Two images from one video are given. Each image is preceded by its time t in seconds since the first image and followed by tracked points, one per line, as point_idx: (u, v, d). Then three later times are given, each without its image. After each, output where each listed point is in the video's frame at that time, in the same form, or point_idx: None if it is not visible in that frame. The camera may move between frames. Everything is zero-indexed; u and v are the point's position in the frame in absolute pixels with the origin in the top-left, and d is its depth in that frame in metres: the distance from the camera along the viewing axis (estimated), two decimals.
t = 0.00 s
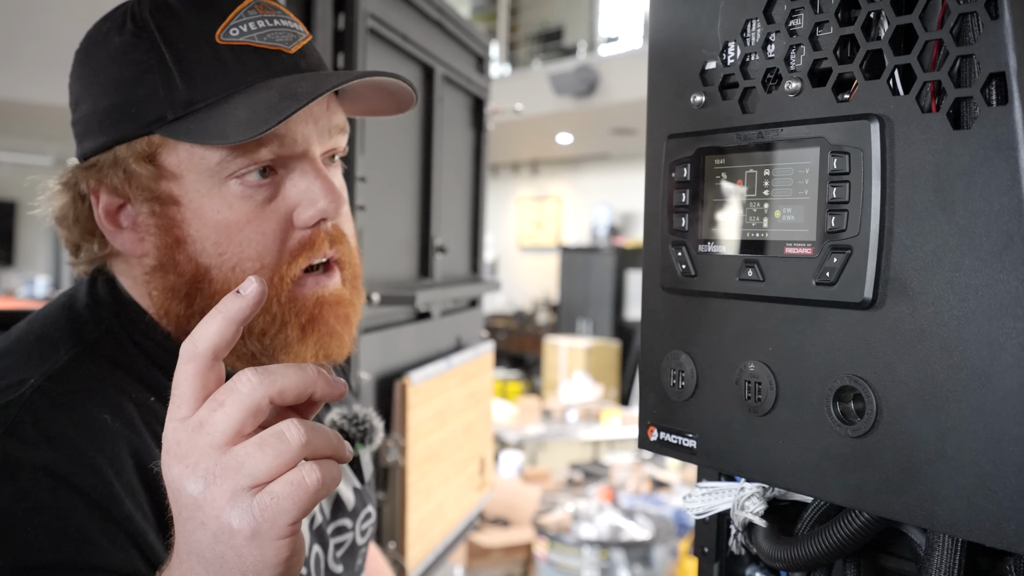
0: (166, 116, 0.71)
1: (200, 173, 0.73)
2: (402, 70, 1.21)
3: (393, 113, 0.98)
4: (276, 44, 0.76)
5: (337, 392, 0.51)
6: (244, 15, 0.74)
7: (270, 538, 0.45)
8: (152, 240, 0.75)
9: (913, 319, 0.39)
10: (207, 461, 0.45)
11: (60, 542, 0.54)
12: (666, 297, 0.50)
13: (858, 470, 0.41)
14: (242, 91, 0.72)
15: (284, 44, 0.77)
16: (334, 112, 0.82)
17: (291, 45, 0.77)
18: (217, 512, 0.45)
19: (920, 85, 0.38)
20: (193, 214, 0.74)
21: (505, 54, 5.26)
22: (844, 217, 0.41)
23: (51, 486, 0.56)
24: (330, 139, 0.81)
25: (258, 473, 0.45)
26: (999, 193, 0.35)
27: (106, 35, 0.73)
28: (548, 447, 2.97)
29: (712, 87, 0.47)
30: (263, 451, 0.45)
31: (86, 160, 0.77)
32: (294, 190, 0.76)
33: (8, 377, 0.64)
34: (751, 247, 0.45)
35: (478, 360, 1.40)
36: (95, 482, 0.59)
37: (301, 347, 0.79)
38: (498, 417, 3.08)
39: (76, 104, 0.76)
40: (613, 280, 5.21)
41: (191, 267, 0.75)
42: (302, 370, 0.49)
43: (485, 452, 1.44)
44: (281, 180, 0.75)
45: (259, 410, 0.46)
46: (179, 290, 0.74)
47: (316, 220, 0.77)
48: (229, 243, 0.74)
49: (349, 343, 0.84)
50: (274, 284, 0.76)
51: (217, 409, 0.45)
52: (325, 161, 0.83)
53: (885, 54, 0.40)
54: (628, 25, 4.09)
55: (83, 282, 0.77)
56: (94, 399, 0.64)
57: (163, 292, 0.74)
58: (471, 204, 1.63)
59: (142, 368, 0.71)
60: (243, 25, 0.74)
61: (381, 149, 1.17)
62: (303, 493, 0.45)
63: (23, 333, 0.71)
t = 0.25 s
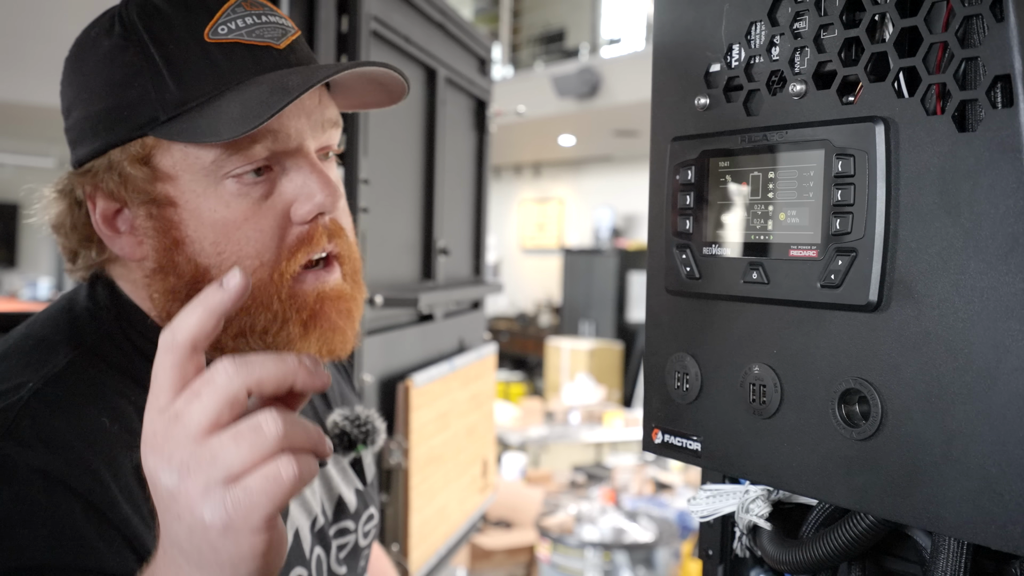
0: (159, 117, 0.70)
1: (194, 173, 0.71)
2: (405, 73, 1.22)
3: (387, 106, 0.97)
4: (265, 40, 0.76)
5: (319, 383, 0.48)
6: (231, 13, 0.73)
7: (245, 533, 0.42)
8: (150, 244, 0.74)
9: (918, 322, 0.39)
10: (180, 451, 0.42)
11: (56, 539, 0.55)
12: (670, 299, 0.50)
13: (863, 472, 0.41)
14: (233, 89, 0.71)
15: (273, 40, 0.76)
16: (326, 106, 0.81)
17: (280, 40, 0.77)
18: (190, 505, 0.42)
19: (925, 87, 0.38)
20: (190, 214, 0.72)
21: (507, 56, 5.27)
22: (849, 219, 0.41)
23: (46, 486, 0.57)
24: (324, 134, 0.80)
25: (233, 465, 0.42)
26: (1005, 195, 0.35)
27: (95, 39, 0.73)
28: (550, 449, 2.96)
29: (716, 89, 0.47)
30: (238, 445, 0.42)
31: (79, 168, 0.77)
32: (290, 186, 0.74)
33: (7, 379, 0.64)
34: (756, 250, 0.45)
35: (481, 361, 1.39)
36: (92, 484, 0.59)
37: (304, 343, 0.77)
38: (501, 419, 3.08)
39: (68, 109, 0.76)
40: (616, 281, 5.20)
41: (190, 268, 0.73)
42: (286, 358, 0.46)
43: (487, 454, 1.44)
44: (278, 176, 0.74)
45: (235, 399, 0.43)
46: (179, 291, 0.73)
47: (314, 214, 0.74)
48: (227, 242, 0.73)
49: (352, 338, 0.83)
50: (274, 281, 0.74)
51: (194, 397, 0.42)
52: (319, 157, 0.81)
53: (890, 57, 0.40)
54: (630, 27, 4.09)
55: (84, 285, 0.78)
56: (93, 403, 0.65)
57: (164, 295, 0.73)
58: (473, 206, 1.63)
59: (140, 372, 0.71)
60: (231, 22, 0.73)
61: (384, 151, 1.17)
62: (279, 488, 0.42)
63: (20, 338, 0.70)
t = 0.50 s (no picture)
0: (158, 117, 0.70)
1: (193, 173, 0.71)
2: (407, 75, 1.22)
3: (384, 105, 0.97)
4: (263, 40, 0.76)
5: (293, 298, 0.50)
6: (228, 13, 0.74)
7: (199, 415, 0.44)
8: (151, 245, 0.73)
9: (922, 324, 0.39)
10: (145, 338, 0.45)
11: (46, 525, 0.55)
12: (674, 301, 0.50)
13: (868, 474, 0.41)
14: (231, 90, 0.71)
15: (270, 40, 0.77)
16: (325, 106, 0.81)
17: (277, 41, 0.77)
18: (148, 388, 0.44)
19: (929, 89, 0.38)
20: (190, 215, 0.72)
21: (509, 58, 5.28)
22: (853, 221, 0.41)
23: (42, 471, 0.57)
24: (322, 133, 0.80)
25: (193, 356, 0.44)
26: (1009, 197, 0.35)
27: (92, 42, 0.73)
28: (552, 451, 2.96)
29: (719, 92, 0.47)
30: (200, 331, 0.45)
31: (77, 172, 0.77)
32: (289, 185, 0.74)
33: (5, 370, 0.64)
34: (758, 252, 0.45)
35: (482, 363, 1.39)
36: (88, 471, 0.60)
37: (305, 340, 0.79)
38: (503, 421, 3.07)
39: (66, 112, 0.76)
40: (618, 283, 5.20)
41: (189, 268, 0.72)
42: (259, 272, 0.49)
43: (490, 456, 1.44)
44: (276, 176, 0.74)
45: (204, 297, 0.46)
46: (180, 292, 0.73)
47: (313, 213, 0.75)
48: (226, 241, 0.72)
49: (353, 333, 0.85)
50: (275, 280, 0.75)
51: (165, 294, 0.45)
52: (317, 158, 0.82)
53: (894, 58, 0.40)
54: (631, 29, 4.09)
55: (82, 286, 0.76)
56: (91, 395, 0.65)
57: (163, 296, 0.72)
58: (476, 209, 1.63)
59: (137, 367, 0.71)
60: (229, 23, 0.74)
61: (386, 153, 1.17)
62: (235, 373, 0.45)
63: (17, 337, 0.69)
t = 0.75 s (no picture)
0: (160, 118, 0.70)
1: (196, 174, 0.71)
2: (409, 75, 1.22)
3: (386, 106, 0.97)
4: (267, 42, 0.76)
5: (296, 323, 0.40)
6: (233, 14, 0.74)
7: (182, 455, 0.38)
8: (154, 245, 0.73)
9: (927, 325, 0.38)
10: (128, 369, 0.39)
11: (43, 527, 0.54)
12: (677, 301, 0.50)
13: (873, 475, 0.41)
14: (234, 89, 0.71)
15: (274, 42, 0.76)
16: (329, 109, 0.81)
17: (281, 42, 0.77)
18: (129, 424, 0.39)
19: (934, 89, 0.38)
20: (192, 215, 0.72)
21: (511, 59, 5.28)
22: (858, 221, 0.41)
23: (42, 475, 0.56)
24: (325, 136, 0.80)
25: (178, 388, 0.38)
26: (1014, 197, 0.35)
27: (97, 42, 0.73)
28: (554, 452, 2.96)
29: (723, 92, 0.47)
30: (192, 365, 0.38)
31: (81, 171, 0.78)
32: (292, 187, 0.74)
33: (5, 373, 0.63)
34: (761, 252, 0.45)
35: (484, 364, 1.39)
36: (89, 474, 0.59)
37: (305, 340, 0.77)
38: (505, 421, 3.07)
39: (70, 112, 0.76)
40: (620, 283, 5.20)
41: (191, 268, 0.72)
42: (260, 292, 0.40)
43: (492, 457, 1.44)
44: (279, 178, 0.74)
45: (195, 324, 0.39)
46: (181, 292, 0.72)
47: (315, 215, 0.75)
48: (227, 242, 0.72)
49: (354, 334, 0.82)
50: (276, 281, 0.74)
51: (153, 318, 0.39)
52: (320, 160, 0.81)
53: (899, 58, 0.40)
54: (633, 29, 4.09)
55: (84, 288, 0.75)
56: (90, 399, 0.63)
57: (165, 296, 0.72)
58: (478, 209, 1.63)
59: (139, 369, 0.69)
60: (233, 24, 0.74)
61: (389, 154, 1.17)
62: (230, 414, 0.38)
63: (22, 336, 0.69)
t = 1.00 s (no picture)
0: (160, 105, 0.68)
1: (190, 161, 0.70)
2: (410, 72, 1.21)
3: (398, 111, 0.95)
4: (272, 36, 0.73)
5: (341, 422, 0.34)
6: (240, 7, 0.71)
7: None
8: (147, 230, 0.72)
9: (931, 320, 0.38)
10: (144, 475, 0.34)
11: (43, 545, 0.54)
12: (681, 297, 0.50)
13: (877, 471, 0.41)
14: (229, 79, 0.69)
15: (279, 37, 0.74)
16: (331, 108, 0.81)
17: (287, 38, 0.74)
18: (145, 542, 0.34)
19: (939, 83, 0.38)
20: (183, 203, 0.71)
21: (512, 55, 5.26)
22: (862, 216, 0.41)
23: (42, 488, 0.55)
24: (325, 134, 0.79)
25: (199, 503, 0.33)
26: (1019, 192, 0.35)
27: (113, 32, 0.72)
28: (555, 449, 2.96)
29: (726, 86, 0.47)
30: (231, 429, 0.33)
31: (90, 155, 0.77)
32: (285, 182, 0.72)
33: (14, 378, 0.63)
34: (765, 248, 0.45)
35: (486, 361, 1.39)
36: (88, 484, 0.57)
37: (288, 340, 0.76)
38: (506, 418, 3.07)
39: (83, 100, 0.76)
40: (621, 281, 5.19)
41: (179, 256, 0.71)
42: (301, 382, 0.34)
43: (493, 454, 1.44)
44: (273, 171, 0.72)
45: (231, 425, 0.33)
46: (168, 279, 0.71)
47: (306, 213, 0.73)
48: (215, 233, 0.71)
49: (343, 338, 0.82)
50: (259, 276, 0.73)
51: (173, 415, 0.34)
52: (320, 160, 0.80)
53: (903, 52, 0.40)
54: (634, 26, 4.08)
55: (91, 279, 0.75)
56: (92, 402, 0.61)
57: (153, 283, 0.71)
58: (479, 207, 1.63)
59: (145, 367, 0.67)
60: (239, 17, 0.71)
61: (390, 150, 1.17)
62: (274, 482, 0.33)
63: (33, 333, 0.69)
